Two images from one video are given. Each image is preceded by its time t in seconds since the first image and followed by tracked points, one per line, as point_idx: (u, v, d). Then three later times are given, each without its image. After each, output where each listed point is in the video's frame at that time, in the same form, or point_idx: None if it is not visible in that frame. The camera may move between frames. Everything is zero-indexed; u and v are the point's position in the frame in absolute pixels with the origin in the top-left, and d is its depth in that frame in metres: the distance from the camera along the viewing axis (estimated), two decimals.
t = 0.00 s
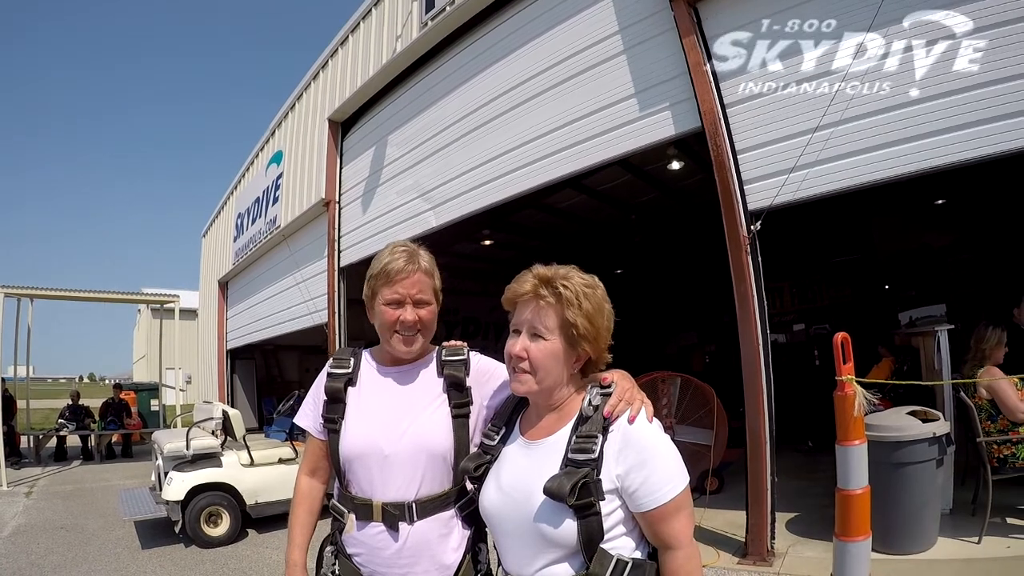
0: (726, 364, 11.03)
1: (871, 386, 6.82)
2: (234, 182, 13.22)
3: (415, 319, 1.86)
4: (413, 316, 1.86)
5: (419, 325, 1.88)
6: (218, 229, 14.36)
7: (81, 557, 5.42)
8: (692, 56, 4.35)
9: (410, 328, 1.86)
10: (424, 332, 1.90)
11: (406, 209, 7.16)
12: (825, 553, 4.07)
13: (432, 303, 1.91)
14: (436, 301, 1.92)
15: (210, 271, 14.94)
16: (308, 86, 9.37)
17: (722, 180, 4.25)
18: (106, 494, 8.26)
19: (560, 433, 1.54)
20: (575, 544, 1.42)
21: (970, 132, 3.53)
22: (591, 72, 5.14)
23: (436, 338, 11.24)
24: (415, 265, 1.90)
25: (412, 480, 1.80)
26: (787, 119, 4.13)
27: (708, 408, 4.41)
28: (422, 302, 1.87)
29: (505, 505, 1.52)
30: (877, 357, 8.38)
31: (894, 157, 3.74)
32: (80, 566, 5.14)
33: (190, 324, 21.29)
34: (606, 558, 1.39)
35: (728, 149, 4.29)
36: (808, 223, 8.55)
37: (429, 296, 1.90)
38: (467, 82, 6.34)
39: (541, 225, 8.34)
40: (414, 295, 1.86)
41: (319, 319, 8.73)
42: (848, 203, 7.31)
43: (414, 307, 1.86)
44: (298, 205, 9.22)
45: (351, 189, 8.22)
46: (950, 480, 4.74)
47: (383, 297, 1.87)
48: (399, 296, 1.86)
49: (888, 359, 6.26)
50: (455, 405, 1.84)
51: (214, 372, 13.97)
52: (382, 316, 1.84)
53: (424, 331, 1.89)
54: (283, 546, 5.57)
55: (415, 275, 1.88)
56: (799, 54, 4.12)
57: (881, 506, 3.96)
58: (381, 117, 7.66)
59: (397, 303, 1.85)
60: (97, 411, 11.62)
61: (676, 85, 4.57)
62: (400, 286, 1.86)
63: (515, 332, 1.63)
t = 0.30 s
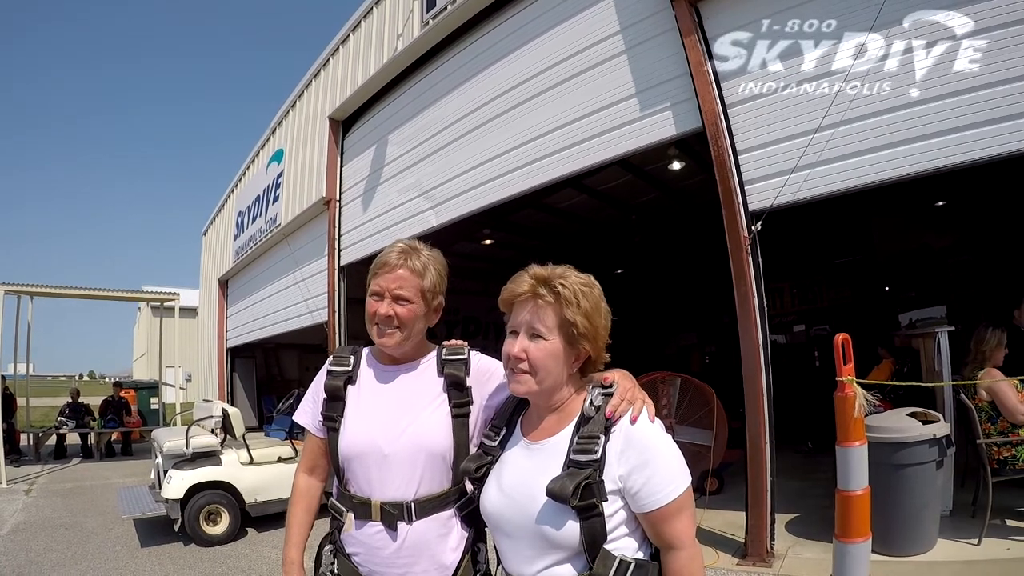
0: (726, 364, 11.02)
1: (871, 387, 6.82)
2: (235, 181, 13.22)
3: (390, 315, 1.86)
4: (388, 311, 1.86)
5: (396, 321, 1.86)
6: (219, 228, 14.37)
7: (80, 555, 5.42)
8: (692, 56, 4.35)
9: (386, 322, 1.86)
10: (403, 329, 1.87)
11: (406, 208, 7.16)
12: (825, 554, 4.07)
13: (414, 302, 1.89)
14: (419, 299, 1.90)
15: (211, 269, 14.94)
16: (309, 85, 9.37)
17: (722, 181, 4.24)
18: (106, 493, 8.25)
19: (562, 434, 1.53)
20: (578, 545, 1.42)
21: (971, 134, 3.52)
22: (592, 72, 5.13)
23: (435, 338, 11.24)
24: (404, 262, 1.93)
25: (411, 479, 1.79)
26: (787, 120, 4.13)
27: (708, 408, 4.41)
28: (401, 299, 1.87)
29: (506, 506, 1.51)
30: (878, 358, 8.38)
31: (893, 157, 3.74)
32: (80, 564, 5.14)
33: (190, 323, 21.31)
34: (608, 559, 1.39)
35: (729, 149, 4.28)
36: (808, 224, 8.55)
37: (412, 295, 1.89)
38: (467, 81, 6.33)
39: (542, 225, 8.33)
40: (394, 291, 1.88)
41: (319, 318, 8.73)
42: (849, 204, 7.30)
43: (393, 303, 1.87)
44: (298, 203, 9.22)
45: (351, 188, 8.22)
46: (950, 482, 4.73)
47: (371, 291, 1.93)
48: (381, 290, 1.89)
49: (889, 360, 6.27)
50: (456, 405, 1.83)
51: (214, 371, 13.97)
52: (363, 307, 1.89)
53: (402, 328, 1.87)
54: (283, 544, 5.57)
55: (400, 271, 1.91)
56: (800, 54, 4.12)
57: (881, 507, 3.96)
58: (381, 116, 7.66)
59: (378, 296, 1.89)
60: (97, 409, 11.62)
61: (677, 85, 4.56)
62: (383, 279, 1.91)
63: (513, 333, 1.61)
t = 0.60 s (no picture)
0: (728, 365, 11.02)
1: (873, 387, 6.81)
2: (236, 183, 13.24)
3: (391, 314, 1.86)
4: (389, 310, 1.86)
5: (396, 320, 1.86)
6: (220, 230, 14.39)
7: (82, 557, 5.42)
8: (692, 56, 4.35)
9: (387, 322, 1.86)
10: (403, 329, 1.87)
11: (407, 209, 7.17)
12: (826, 555, 4.06)
13: (415, 302, 1.88)
14: (420, 298, 1.90)
15: (212, 271, 14.96)
16: (309, 86, 9.37)
17: (722, 181, 4.24)
18: (108, 494, 8.27)
19: (567, 436, 1.53)
20: (582, 546, 1.42)
21: (971, 134, 3.52)
22: (592, 73, 5.13)
23: (437, 339, 11.25)
24: (405, 262, 1.92)
25: (413, 481, 1.79)
26: (786, 120, 4.13)
27: (710, 409, 4.42)
28: (402, 298, 1.87)
29: (510, 507, 1.51)
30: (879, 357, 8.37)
31: (894, 157, 3.73)
32: (82, 565, 5.14)
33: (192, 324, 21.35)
34: (613, 560, 1.38)
35: (729, 150, 4.28)
36: (809, 223, 8.55)
37: (412, 294, 1.89)
38: (467, 82, 6.33)
39: (542, 225, 8.33)
40: (394, 290, 1.88)
41: (320, 319, 8.73)
42: (850, 203, 7.29)
43: (393, 302, 1.87)
44: (299, 205, 9.23)
45: (351, 189, 8.23)
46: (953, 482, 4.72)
47: (372, 291, 1.93)
48: (381, 289, 1.90)
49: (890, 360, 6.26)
50: (458, 406, 1.83)
51: (215, 372, 13.99)
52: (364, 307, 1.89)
53: (403, 327, 1.86)
54: (284, 546, 5.57)
55: (401, 271, 1.90)
56: (800, 53, 4.11)
57: (883, 507, 3.95)
58: (381, 118, 7.66)
59: (379, 296, 1.89)
60: (98, 411, 11.63)
61: (677, 85, 4.56)
62: (384, 279, 1.90)
63: (517, 335, 1.61)
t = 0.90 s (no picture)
0: (728, 371, 11.00)
1: (873, 393, 6.81)
2: (236, 191, 13.27)
3: (392, 323, 1.86)
4: (390, 319, 1.86)
5: (398, 329, 1.87)
6: (220, 237, 14.40)
7: (81, 565, 5.40)
8: (691, 61, 4.36)
9: (388, 330, 1.87)
10: (405, 337, 1.87)
11: (407, 216, 7.17)
12: (828, 561, 4.05)
13: (416, 310, 1.88)
14: (421, 307, 1.90)
15: (212, 279, 14.96)
16: (309, 94, 9.40)
17: (722, 186, 4.25)
18: (107, 503, 8.23)
19: (567, 445, 1.53)
20: (582, 556, 1.41)
21: (971, 137, 3.54)
22: (592, 78, 5.15)
23: (437, 347, 11.24)
24: (407, 270, 1.93)
25: (414, 491, 1.79)
26: (786, 125, 4.13)
27: (710, 416, 4.43)
28: (403, 307, 1.87)
29: (510, 516, 1.51)
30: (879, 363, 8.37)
31: (893, 162, 3.74)
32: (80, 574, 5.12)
33: (191, 332, 21.34)
34: (613, 569, 1.38)
35: (729, 156, 4.29)
36: (809, 229, 8.56)
37: (414, 303, 1.89)
38: (468, 88, 6.35)
39: (542, 233, 8.34)
40: (395, 298, 1.88)
41: (320, 326, 8.73)
42: (850, 209, 7.29)
43: (394, 310, 1.87)
44: (299, 212, 9.24)
45: (351, 196, 8.24)
46: (954, 487, 4.71)
47: (373, 299, 1.93)
48: (383, 297, 1.89)
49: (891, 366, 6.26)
50: (459, 416, 1.83)
51: (215, 379, 13.97)
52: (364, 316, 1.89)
53: (404, 336, 1.87)
54: (284, 554, 5.55)
55: (403, 279, 1.90)
56: (800, 56, 4.12)
57: (885, 513, 3.94)
58: (381, 125, 7.69)
59: (380, 304, 1.89)
60: (97, 418, 11.60)
61: (676, 92, 4.58)
62: (386, 286, 1.90)
63: (519, 340, 1.61)
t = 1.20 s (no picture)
0: (728, 371, 11.00)
1: (873, 392, 6.82)
2: (235, 193, 13.27)
3: (394, 325, 1.87)
4: (392, 322, 1.87)
5: (399, 331, 1.87)
6: (220, 240, 14.40)
7: (82, 568, 5.40)
8: (690, 62, 4.37)
9: (390, 332, 1.87)
10: (406, 339, 1.88)
11: (407, 218, 7.18)
12: (828, 560, 4.05)
13: (418, 313, 1.89)
14: (423, 310, 1.90)
15: (212, 281, 14.97)
16: (309, 96, 9.40)
17: (721, 186, 4.26)
18: (108, 505, 8.24)
19: (568, 446, 1.53)
20: (583, 557, 1.42)
21: (970, 137, 3.54)
22: (592, 79, 5.15)
23: (438, 348, 11.24)
24: (409, 272, 1.94)
25: (417, 493, 1.79)
26: (786, 125, 4.14)
27: (710, 417, 4.43)
28: (405, 309, 1.88)
29: (511, 518, 1.52)
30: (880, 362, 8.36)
31: (892, 162, 3.75)
32: None
33: (191, 335, 21.35)
34: (614, 571, 1.38)
35: (728, 156, 4.30)
36: (809, 229, 8.56)
37: (415, 305, 1.89)
38: (467, 89, 6.35)
39: (542, 234, 8.35)
40: (397, 301, 1.89)
41: (320, 328, 8.73)
42: (849, 208, 7.30)
43: (396, 313, 1.88)
44: (299, 215, 9.25)
45: (351, 199, 8.25)
46: (954, 485, 4.71)
47: (375, 302, 1.94)
48: (384, 300, 1.90)
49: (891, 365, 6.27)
50: (461, 418, 1.84)
51: (215, 381, 13.97)
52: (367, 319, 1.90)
53: (406, 338, 1.87)
54: (286, 556, 5.55)
55: (404, 282, 1.91)
56: (800, 56, 4.13)
57: (886, 512, 3.94)
58: (380, 127, 7.69)
59: (382, 306, 1.90)
60: (98, 421, 11.61)
61: (675, 93, 4.59)
62: (387, 289, 1.91)
63: (520, 339, 1.62)
